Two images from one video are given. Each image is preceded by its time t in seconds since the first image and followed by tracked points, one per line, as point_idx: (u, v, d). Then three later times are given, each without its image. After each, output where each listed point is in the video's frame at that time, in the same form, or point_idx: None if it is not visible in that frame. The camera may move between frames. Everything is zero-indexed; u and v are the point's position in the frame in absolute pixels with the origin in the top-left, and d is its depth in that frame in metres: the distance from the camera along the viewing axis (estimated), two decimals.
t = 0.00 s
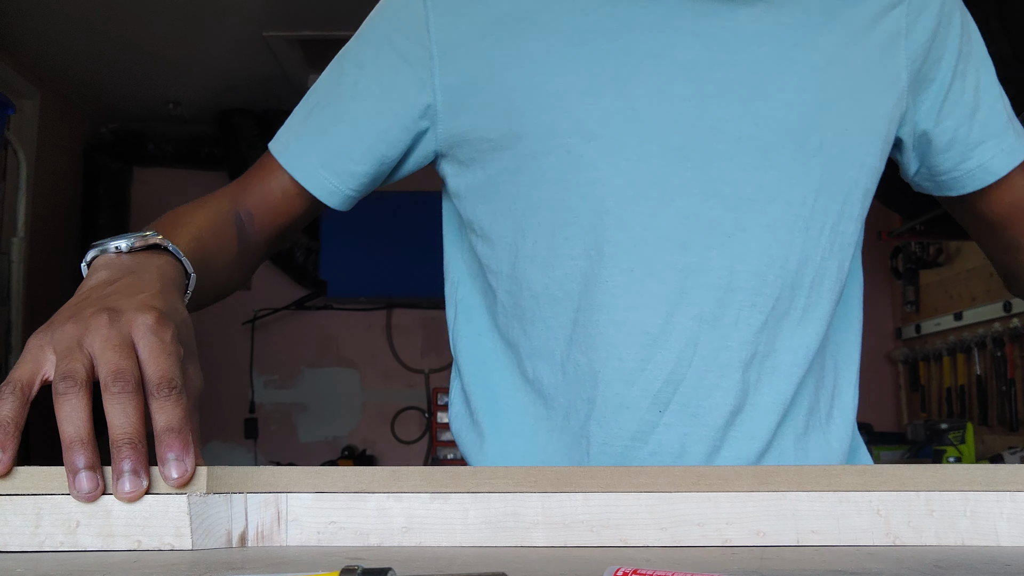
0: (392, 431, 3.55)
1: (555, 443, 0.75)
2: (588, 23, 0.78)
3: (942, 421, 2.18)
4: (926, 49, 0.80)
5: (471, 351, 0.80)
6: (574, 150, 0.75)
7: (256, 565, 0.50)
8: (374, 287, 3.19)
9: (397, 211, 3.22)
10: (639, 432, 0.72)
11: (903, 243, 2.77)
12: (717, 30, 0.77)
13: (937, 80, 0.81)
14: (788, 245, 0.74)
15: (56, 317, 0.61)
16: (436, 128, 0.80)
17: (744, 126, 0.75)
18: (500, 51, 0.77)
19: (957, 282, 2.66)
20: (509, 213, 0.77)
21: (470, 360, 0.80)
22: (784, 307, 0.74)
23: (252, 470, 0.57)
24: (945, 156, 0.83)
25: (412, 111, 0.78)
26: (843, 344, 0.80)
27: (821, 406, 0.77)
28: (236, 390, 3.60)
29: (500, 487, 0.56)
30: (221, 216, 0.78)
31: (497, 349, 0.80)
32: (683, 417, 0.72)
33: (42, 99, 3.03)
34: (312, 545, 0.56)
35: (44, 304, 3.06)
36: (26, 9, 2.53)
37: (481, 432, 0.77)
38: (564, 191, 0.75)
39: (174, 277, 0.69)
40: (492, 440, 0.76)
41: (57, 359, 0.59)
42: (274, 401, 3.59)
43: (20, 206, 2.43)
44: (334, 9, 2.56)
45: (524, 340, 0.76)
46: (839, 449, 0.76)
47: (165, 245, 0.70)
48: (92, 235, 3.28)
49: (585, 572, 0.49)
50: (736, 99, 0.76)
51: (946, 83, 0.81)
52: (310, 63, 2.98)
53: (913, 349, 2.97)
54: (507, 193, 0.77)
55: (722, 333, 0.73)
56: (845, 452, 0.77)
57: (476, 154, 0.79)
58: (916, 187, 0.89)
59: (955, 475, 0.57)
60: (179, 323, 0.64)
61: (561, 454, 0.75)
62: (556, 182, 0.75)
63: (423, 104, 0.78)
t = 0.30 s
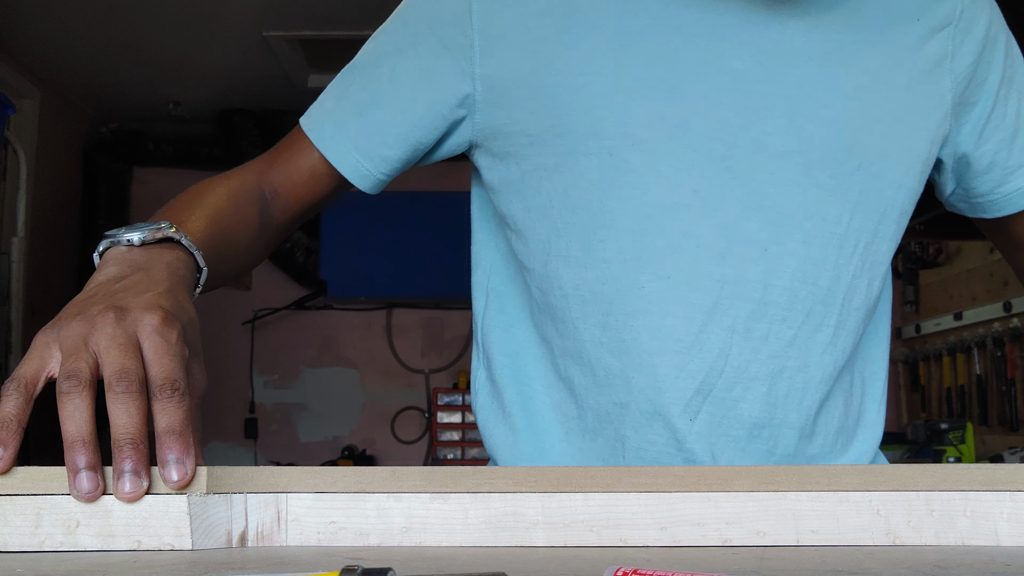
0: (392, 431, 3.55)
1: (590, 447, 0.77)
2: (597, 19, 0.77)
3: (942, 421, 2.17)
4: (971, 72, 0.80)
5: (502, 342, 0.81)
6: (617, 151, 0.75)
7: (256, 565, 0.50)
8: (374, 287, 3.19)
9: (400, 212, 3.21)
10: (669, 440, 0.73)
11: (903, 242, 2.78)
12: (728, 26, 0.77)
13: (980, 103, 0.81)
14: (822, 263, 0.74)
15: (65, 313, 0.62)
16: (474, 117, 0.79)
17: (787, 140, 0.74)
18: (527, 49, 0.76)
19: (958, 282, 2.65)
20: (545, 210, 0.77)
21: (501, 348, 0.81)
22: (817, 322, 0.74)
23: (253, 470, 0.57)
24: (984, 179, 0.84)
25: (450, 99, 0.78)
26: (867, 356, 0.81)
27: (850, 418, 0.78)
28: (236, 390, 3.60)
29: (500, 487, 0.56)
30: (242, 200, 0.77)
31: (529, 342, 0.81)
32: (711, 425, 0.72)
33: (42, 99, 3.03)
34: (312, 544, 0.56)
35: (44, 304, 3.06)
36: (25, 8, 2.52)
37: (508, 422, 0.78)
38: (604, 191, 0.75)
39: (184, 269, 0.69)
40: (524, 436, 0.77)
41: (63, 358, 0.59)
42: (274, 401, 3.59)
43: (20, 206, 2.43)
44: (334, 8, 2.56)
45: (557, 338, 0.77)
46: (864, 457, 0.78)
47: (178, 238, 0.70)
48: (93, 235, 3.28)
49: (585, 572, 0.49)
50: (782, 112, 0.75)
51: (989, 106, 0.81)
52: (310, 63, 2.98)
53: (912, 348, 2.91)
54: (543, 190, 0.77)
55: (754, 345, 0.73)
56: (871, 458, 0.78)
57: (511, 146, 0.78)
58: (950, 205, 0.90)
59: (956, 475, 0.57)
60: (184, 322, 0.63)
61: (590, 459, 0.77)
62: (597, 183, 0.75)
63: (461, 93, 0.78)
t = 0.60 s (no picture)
0: (392, 431, 3.55)
1: (607, 448, 0.77)
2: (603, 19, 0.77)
3: (942, 422, 2.17)
4: (994, 72, 0.79)
5: (519, 342, 0.82)
6: (634, 152, 0.75)
7: (256, 565, 0.50)
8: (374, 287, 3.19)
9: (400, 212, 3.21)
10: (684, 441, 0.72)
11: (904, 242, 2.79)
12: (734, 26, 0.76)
13: (1005, 102, 0.80)
14: (841, 264, 0.74)
15: (66, 312, 0.62)
16: (490, 115, 0.80)
17: (807, 142, 0.74)
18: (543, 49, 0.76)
19: (958, 282, 2.65)
20: (562, 211, 0.78)
21: (518, 347, 0.82)
22: (834, 325, 0.74)
23: (253, 470, 0.57)
24: (1012, 178, 0.83)
25: (467, 97, 0.78)
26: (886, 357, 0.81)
27: (869, 419, 0.77)
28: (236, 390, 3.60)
29: (500, 486, 0.56)
30: (252, 197, 0.77)
31: (546, 342, 0.82)
32: (727, 429, 0.72)
33: (42, 99, 3.03)
34: (312, 545, 0.56)
35: (44, 304, 3.06)
36: (25, 8, 2.52)
37: (524, 421, 0.80)
38: (621, 193, 0.75)
39: (187, 271, 0.69)
40: (540, 435, 0.79)
41: (63, 358, 0.59)
42: (274, 401, 3.59)
43: (20, 206, 2.43)
44: (334, 8, 2.56)
45: (572, 338, 0.78)
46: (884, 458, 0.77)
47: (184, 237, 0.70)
48: (93, 235, 3.28)
49: (584, 572, 0.49)
50: (801, 114, 0.75)
51: (1015, 105, 0.80)
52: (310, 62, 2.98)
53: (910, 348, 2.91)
54: (560, 190, 0.78)
55: (770, 348, 0.73)
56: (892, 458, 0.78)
57: (527, 145, 0.79)
58: (977, 205, 0.89)
59: (955, 476, 0.57)
60: (187, 321, 0.63)
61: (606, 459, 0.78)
62: (614, 183, 0.75)
63: (477, 91, 0.78)
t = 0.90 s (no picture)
0: (392, 431, 3.54)
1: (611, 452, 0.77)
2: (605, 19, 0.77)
3: (942, 422, 2.17)
4: (1005, 69, 0.78)
5: (524, 342, 0.82)
6: (638, 158, 0.75)
7: (256, 565, 0.50)
8: (374, 287, 3.18)
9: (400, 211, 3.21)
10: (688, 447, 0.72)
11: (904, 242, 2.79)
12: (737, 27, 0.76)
13: (1017, 101, 0.79)
14: (848, 268, 0.74)
15: (65, 314, 0.62)
16: (493, 116, 0.80)
17: (812, 144, 0.74)
18: (547, 51, 0.77)
19: (957, 283, 2.65)
20: (564, 214, 0.78)
21: (522, 348, 0.82)
22: (841, 330, 0.74)
23: (253, 471, 0.57)
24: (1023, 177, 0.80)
25: (470, 98, 0.78)
26: (892, 358, 0.81)
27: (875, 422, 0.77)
28: (236, 390, 3.60)
29: (500, 487, 0.56)
30: (252, 197, 0.77)
31: (551, 345, 0.82)
32: (730, 435, 0.72)
33: (42, 99, 3.03)
34: (312, 545, 0.56)
35: (43, 304, 3.05)
36: (26, 8, 2.52)
37: (527, 422, 0.80)
38: (626, 198, 0.75)
39: (187, 272, 0.69)
40: (543, 437, 0.79)
41: (61, 360, 0.59)
42: (274, 401, 3.59)
43: (20, 206, 2.43)
44: (334, 8, 2.56)
45: (576, 342, 0.78)
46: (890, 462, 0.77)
47: (184, 237, 0.70)
48: (93, 235, 3.28)
49: (585, 572, 0.49)
50: (806, 118, 0.75)
51: None
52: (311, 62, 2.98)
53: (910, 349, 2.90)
54: (564, 194, 0.78)
55: (777, 355, 0.72)
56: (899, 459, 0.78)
57: (530, 147, 0.79)
58: (990, 202, 0.87)
59: (955, 476, 0.57)
60: (186, 322, 0.63)
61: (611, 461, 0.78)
62: (619, 188, 0.75)
63: (481, 92, 0.78)
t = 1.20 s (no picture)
0: (392, 431, 3.54)
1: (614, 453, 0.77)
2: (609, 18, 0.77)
3: (942, 422, 2.16)
4: (1013, 65, 0.77)
5: (527, 340, 0.82)
6: (642, 156, 0.75)
7: (256, 565, 0.50)
8: (374, 286, 3.19)
9: (400, 211, 3.21)
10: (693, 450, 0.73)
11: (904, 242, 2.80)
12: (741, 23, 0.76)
13: None
14: (852, 269, 0.74)
15: (64, 315, 0.61)
16: (495, 112, 0.79)
17: (818, 142, 0.74)
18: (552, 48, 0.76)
19: (957, 282, 2.65)
20: (569, 211, 0.78)
21: (524, 344, 0.82)
22: (847, 330, 0.73)
23: (253, 471, 0.57)
24: None
25: (471, 96, 0.78)
26: (899, 356, 0.81)
27: (879, 422, 0.78)
28: (235, 390, 3.60)
29: (501, 487, 0.56)
30: (250, 192, 0.78)
31: (554, 344, 0.82)
32: (734, 436, 0.73)
33: (42, 98, 3.03)
34: (312, 545, 0.56)
35: (43, 304, 3.05)
36: (26, 8, 2.52)
37: (528, 421, 0.80)
38: (630, 197, 0.75)
39: (185, 270, 0.69)
40: (544, 436, 0.79)
41: (60, 360, 0.59)
42: (273, 401, 3.59)
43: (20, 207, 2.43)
44: (335, 8, 2.55)
45: (578, 340, 0.78)
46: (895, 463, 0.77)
47: (184, 237, 0.70)
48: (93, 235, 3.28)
49: (586, 572, 0.48)
50: (811, 115, 0.74)
51: None
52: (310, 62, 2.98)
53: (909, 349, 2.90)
54: (569, 191, 0.78)
55: (781, 355, 0.72)
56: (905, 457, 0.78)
57: (535, 144, 0.79)
58: (996, 195, 0.86)
59: (955, 475, 0.57)
60: (185, 322, 0.63)
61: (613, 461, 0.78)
62: (623, 186, 0.75)
63: (482, 89, 0.78)
